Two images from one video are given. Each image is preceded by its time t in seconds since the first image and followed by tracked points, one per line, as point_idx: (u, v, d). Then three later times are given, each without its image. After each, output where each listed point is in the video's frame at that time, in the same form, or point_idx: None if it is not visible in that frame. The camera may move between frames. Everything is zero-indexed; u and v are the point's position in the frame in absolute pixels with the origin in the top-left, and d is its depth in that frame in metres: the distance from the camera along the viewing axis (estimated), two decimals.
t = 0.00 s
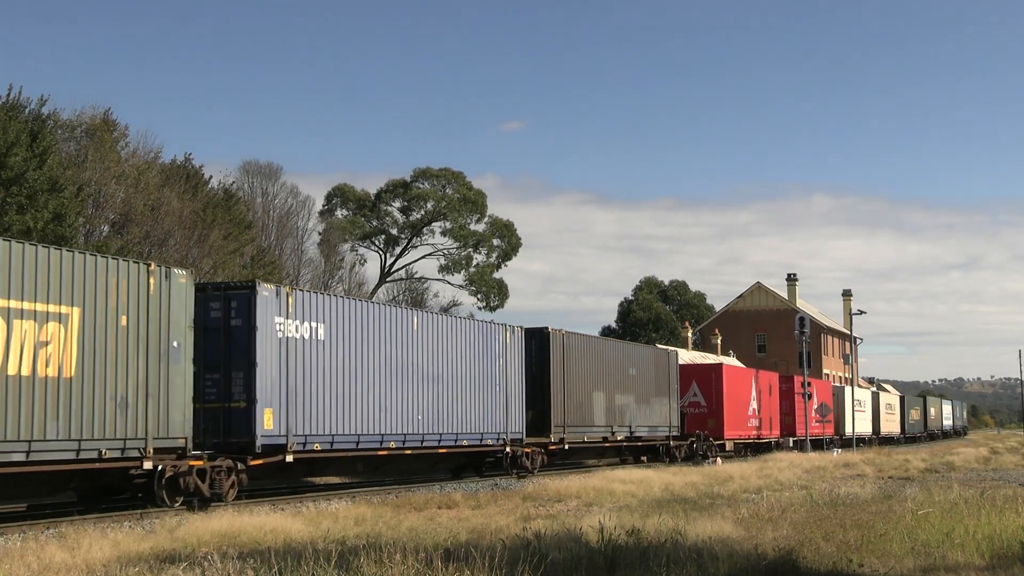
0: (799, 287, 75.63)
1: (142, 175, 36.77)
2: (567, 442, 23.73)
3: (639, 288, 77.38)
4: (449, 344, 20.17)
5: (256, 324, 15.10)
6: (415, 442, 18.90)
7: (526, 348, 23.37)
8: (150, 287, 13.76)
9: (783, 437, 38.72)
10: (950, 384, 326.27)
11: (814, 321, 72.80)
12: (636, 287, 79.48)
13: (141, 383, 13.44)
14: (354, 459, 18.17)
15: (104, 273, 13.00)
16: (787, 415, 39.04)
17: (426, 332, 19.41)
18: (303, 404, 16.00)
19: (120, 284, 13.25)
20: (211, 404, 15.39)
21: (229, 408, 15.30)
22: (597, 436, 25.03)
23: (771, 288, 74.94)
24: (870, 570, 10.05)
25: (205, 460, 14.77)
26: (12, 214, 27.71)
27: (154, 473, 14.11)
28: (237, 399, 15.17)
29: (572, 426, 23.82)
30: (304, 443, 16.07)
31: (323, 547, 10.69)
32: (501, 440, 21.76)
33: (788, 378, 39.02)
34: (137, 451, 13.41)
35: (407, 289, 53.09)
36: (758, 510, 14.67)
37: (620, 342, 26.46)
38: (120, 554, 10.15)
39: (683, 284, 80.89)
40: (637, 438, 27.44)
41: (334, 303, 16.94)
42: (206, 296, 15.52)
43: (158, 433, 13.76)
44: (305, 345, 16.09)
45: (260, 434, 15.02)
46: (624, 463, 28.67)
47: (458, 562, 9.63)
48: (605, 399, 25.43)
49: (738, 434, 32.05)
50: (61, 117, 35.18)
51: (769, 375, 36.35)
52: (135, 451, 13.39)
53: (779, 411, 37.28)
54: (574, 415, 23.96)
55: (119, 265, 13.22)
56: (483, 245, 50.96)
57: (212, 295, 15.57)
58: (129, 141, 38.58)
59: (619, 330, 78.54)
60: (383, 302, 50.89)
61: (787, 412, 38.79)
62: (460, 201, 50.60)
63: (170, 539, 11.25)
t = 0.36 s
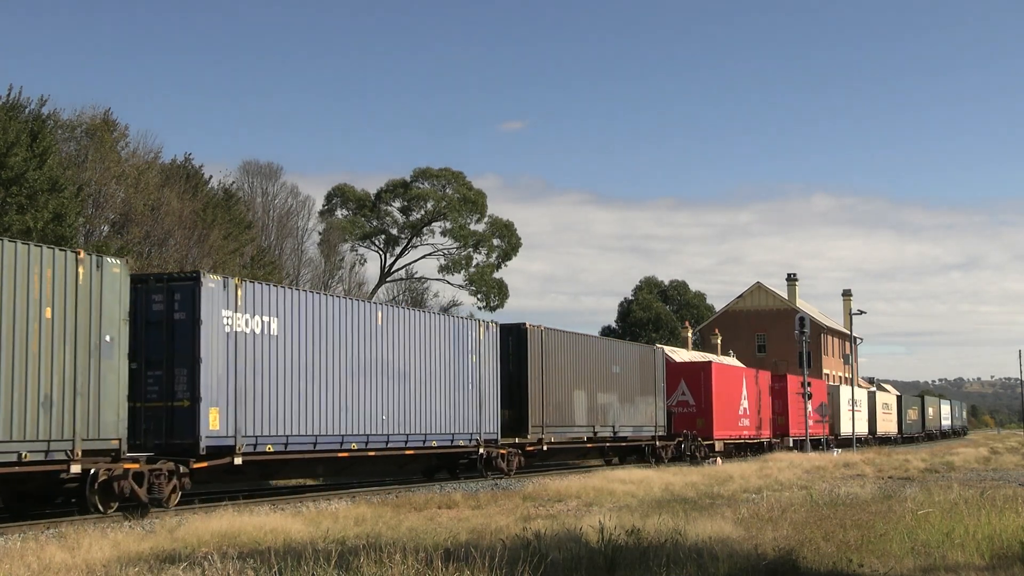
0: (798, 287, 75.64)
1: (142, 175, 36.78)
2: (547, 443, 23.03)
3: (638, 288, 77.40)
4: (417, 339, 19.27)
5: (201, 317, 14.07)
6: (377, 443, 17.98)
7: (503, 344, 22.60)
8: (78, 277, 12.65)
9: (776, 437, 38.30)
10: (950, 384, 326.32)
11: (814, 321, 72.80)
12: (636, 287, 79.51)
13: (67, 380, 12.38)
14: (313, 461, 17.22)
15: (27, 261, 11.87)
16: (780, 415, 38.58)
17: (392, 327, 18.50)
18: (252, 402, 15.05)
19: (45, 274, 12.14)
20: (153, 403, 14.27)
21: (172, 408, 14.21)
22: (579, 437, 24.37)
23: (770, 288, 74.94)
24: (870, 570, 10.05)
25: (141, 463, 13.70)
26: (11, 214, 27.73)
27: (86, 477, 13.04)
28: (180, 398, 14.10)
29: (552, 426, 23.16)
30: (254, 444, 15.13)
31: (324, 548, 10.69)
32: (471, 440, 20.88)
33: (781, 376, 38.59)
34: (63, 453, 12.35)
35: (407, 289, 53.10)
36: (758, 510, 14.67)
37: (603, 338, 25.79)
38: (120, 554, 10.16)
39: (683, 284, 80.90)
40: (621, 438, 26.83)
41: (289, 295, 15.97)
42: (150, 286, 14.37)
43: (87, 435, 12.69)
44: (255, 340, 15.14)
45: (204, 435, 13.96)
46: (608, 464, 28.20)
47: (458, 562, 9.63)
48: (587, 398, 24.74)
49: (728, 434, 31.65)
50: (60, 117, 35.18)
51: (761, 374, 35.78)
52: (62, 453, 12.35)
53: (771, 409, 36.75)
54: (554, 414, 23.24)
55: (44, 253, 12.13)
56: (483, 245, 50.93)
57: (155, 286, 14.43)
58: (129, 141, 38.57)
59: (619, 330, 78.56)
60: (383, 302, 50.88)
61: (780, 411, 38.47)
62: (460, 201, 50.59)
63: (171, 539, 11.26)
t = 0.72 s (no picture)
0: (798, 287, 75.64)
1: (142, 175, 36.79)
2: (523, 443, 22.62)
3: (638, 288, 77.41)
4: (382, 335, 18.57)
5: (138, 310, 13.36)
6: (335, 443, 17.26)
7: (477, 341, 22.16)
8: None
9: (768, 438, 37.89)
10: (950, 385, 326.49)
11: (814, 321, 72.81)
12: (636, 287, 79.52)
13: None
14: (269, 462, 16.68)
15: None
16: (772, 414, 38.21)
17: (352, 321, 17.79)
18: (197, 401, 14.31)
19: None
20: (87, 402, 13.53)
21: (107, 406, 13.48)
22: (558, 437, 23.98)
23: (770, 288, 74.97)
24: (871, 570, 10.05)
25: (69, 466, 12.91)
26: (11, 215, 27.72)
27: (7, 482, 12.27)
28: (115, 396, 13.39)
29: (530, 426, 22.77)
30: (198, 446, 14.38)
31: (324, 548, 10.68)
32: (441, 441, 20.18)
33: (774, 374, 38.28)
34: None
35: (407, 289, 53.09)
36: (758, 510, 14.67)
37: (583, 336, 25.41)
38: (120, 554, 10.16)
39: (683, 284, 80.91)
40: (602, 438, 26.46)
41: (239, 288, 15.26)
42: (84, 277, 13.68)
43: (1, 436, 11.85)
44: (202, 335, 14.41)
45: (142, 436, 13.27)
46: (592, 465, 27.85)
47: (458, 562, 9.63)
48: (566, 396, 24.33)
49: (717, 433, 31.33)
50: (60, 117, 35.17)
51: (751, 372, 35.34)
52: None
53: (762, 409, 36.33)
54: (530, 414, 22.82)
55: None
56: (483, 245, 50.93)
57: (90, 277, 13.72)
58: (129, 141, 38.57)
59: (619, 330, 78.57)
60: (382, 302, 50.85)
61: (773, 411, 38.21)
62: (460, 201, 50.60)
63: (171, 539, 11.26)
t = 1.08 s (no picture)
0: (798, 287, 75.65)
1: (142, 175, 36.79)
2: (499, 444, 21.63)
3: (639, 288, 77.43)
4: (341, 330, 17.63)
5: (66, 302, 12.42)
6: (290, 444, 16.30)
7: (450, 337, 21.20)
8: None
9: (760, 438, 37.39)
10: (951, 385, 326.57)
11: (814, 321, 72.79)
12: (636, 287, 79.54)
13: None
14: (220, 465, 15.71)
15: None
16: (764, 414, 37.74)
17: (309, 315, 16.85)
18: (134, 399, 13.36)
19: None
20: (11, 400, 12.64)
21: (33, 405, 12.56)
22: (537, 437, 23.00)
23: (771, 288, 74.97)
24: (870, 570, 10.04)
25: None
26: (12, 214, 27.72)
27: None
28: (42, 394, 12.46)
29: (506, 426, 21.81)
30: (137, 448, 13.46)
31: (324, 547, 10.69)
32: (409, 442, 19.25)
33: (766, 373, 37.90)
34: None
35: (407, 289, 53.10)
36: (758, 510, 14.66)
37: (563, 332, 24.39)
38: (120, 554, 10.15)
39: (683, 284, 80.94)
40: (584, 438, 25.49)
41: (182, 279, 14.31)
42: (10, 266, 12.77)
43: None
44: (139, 329, 13.47)
45: (70, 438, 12.32)
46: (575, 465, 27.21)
47: (457, 562, 9.62)
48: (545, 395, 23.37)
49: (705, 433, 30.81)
50: (61, 117, 35.19)
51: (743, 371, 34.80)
52: None
53: (752, 407, 35.72)
54: (507, 414, 21.83)
55: None
56: (483, 245, 50.91)
57: (17, 266, 12.82)
58: (129, 141, 38.57)
59: (619, 330, 78.59)
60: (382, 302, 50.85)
61: (767, 410, 37.87)
62: (460, 201, 50.59)
63: (171, 539, 11.25)
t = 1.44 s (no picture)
0: (798, 287, 75.67)
1: (142, 175, 36.81)
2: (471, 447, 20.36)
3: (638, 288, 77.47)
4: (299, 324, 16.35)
5: None
6: (241, 446, 15.06)
7: (420, 334, 19.63)
8: None
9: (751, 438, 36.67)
10: (951, 384, 326.68)
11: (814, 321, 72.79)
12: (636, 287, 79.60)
13: None
14: (163, 468, 14.57)
15: None
16: (756, 414, 36.99)
17: (262, 308, 15.61)
18: (62, 398, 12.20)
19: None
20: None
21: None
22: (513, 439, 21.68)
23: (770, 288, 75.00)
24: (870, 570, 10.05)
25: None
26: (11, 214, 27.72)
27: None
28: None
29: (480, 427, 20.48)
30: (64, 450, 12.29)
31: (324, 547, 10.69)
32: (374, 443, 18.00)
33: (758, 372, 37.29)
34: None
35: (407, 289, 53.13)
36: (758, 510, 14.67)
37: (541, 327, 23.11)
38: (120, 554, 10.16)
39: (683, 284, 80.97)
40: (565, 439, 24.20)
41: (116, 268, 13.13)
42: None
43: None
44: (66, 322, 12.32)
45: None
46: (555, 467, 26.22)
47: (457, 562, 9.63)
48: (521, 394, 22.03)
49: (693, 433, 29.90)
50: (61, 118, 35.19)
51: (734, 371, 34.04)
52: None
53: (744, 408, 34.77)
54: (481, 414, 20.49)
55: None
56: (483, 245, 50.90)
57: None
58: (129, 141, 38.58)
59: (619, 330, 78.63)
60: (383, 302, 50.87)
61: (759, 409, 37.31)
62: (460, 201, 50.59)
63: (171, 539, 11.26)
